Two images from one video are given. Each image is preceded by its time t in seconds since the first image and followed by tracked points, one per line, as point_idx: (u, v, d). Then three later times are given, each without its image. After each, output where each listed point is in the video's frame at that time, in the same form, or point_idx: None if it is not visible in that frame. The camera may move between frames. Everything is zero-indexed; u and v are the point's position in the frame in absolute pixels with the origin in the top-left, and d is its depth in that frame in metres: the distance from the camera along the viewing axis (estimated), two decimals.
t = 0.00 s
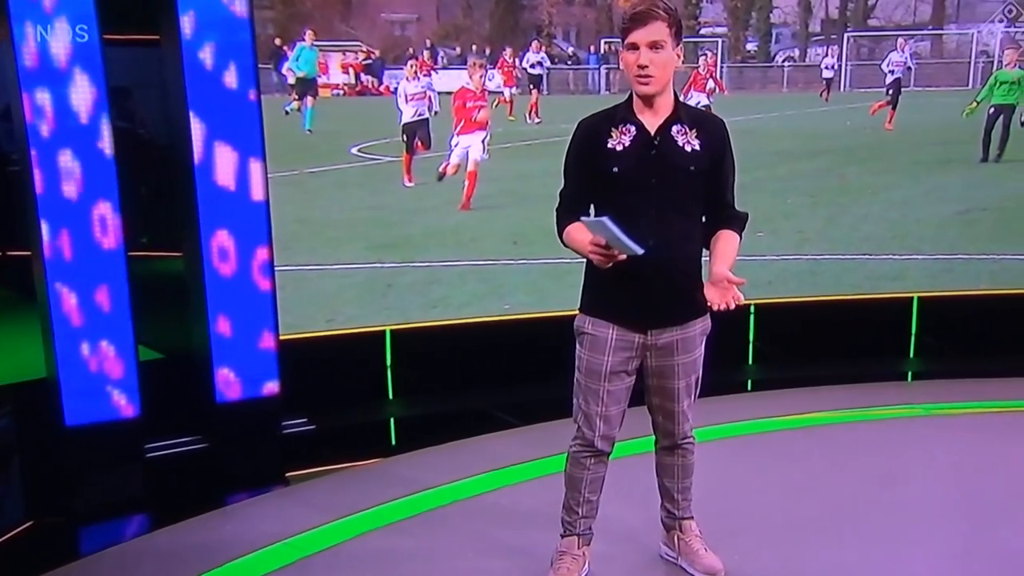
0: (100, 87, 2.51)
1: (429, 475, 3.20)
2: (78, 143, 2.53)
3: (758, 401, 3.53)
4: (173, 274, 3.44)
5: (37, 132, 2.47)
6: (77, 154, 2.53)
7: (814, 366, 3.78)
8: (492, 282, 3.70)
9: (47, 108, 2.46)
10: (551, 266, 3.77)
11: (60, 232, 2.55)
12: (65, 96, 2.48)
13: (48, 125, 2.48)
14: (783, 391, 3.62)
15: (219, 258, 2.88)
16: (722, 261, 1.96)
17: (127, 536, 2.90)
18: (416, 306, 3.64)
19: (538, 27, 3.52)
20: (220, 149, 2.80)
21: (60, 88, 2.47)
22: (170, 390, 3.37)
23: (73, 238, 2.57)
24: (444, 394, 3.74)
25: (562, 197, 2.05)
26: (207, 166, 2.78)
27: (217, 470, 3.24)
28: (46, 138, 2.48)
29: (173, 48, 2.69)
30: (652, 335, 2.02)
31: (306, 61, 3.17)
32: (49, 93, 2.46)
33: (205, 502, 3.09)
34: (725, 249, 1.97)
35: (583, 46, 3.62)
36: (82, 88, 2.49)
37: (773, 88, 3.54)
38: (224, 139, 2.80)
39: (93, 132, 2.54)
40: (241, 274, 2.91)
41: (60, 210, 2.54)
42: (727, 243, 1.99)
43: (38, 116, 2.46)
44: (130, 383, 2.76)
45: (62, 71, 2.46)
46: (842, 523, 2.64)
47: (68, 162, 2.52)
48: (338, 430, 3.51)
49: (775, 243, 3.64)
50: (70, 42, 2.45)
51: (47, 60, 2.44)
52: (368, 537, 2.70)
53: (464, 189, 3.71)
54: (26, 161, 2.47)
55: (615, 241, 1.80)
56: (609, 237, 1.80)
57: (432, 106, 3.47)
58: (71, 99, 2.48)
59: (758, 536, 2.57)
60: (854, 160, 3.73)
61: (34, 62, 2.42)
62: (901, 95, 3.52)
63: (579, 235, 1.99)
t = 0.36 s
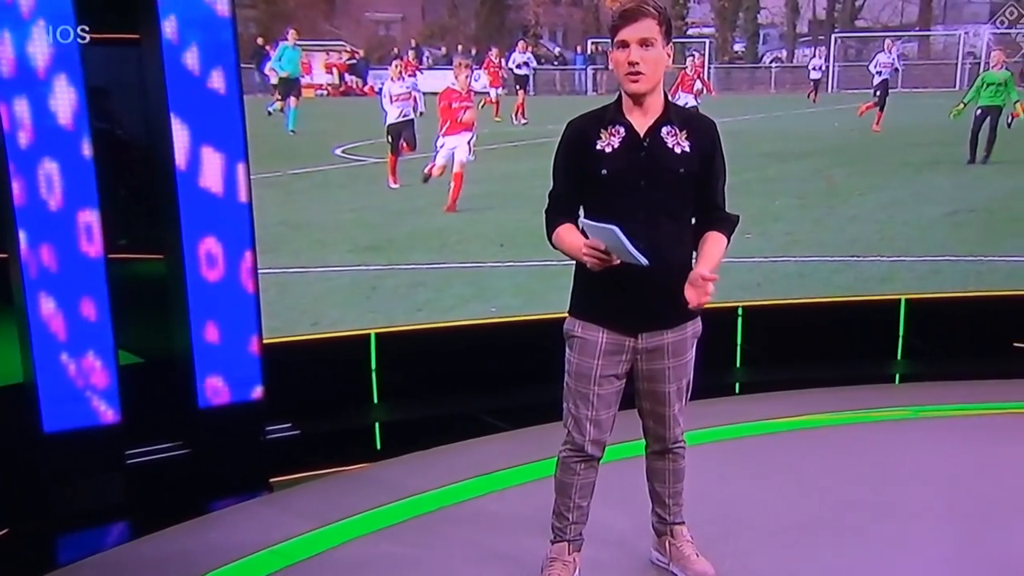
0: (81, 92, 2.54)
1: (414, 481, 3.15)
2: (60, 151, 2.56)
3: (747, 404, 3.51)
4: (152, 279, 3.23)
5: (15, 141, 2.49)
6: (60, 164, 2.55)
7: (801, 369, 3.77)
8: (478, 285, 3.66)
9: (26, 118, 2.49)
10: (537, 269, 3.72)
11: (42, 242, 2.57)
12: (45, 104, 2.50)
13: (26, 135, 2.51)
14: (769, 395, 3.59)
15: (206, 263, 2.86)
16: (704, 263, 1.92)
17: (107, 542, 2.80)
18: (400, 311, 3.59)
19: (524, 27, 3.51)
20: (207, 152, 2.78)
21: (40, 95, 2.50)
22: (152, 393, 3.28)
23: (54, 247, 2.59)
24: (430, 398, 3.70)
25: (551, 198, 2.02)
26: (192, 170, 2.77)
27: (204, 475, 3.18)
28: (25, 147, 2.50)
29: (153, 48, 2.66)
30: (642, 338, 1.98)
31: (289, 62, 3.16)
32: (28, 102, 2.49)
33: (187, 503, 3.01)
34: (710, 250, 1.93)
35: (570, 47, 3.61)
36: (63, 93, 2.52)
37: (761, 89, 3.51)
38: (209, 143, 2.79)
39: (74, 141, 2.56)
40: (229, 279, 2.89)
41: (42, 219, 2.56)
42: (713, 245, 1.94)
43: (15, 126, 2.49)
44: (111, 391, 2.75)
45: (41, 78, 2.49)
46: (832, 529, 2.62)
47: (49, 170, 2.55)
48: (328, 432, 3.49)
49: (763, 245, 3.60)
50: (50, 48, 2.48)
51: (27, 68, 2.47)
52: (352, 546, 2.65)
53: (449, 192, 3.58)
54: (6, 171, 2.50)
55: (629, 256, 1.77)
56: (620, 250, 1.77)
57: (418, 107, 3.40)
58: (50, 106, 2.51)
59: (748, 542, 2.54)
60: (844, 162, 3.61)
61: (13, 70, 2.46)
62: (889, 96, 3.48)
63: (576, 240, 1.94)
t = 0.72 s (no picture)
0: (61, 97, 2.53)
1: (400, 487, 3.11)
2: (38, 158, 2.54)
3: (735, 408, 3.50)
4: (125, 281, 2.97)
5: None
6: (39, 170, 2.54)
7: (788, 371, 3.78)
8: (464, 287, 3.61)
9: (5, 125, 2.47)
10: (522, 271, 3.67)
11: (23, 251, 2.55)
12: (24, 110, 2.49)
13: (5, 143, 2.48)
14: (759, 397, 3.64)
15: (193, 269, 2.87)
16: (691, 263, 1.91)
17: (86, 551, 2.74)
18: (385, 312, 3.53)
19: (509, 26, 3.47)
20: (192, 155, 2.79)
21: (19, 102, 2.49)
22: (130, 401, 3.12)
23: (36, 256, 2.57)
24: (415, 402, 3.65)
25: (540, 198, 2.00)
26: (178, 174, 2.79)
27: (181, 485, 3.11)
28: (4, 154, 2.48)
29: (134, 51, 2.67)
30: (634, 341, 1.98)
31: (270, 60, 3.08)
32: (8, 109, 2.47)
33: (169, 514, 2.95)
34: (699, 253, 1.93)
35: (555, 46, 3.55)
36: (42, 99, 2.51)
37: (748, 88, 3.49)
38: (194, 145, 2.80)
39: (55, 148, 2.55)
40: (216, 283, 2.90)
41: (23, 228, 2.54)
42: (703, 244, 1.93)
43: None
44: (93, 400, 2.72)
45: (19, 84, 2.48)
46: (822, 531, 2.60)
47: (30, 178, 2.53)
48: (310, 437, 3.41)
49: (750, 246, 3.57)
50: (27, 53, 2.47)
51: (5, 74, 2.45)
52: (338, 552, 2.61)
53: (433, 192, 3.52)
54: None
55: (666, 300, 1.81)
56: (661, 291, 1.79)
57: (402, 107, 3.37)
58: (31, 112, 2.50)
59: (739, 546, 2.51)
60: (832, 162, 3.56)
61: None
62: (876, 96, 3.47)
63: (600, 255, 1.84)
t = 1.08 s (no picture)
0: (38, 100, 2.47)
1: (385, 491, 3.06)
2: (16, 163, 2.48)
3: (721, 409, 3.48)
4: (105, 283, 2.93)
5: None
6: (18, 176, 2.48)
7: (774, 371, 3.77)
8: (448, 287, 3.56)
9: None
10: (507, 271, 3.61)
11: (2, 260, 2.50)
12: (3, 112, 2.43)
13: None
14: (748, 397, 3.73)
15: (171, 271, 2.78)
16: (677, 270, 1.91)
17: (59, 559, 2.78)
18: (368, 314, 3.45)
19: (493, 23, 3.42)
20: (175, 156, 2.73)
21: None
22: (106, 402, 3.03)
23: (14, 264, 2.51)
24: (398, 405, 3.60)
25: (528, 200, 1.96)
26: (160, 176, 2.71)
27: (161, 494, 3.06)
28: None
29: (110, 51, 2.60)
30: (623, 343, 1.98)
31: (250, 57, 3.02)
32: None
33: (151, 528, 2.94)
34: (686, 259, 1.92)
35: (540, 43, 3.52)
36: (20, 102, 2.45)
37: (735, 87, 3.45)
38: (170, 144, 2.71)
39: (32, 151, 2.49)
40: (202, 285, 2.84)
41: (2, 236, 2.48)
42: (691, 249, 1.92)
43: None
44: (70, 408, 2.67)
45: None
46: (814, 534, 2.56)
47: (9, 184, 2.47)
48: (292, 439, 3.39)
49: (737, 246, 3.54)
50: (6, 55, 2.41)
51: None
52: (322, 559, 2.55)
53: (417, 192, 3.44)
54: None
55: (646, 326, 1.83)
56: (643, 320, 1.81)
57: (385, 105, 3.33)
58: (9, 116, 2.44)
59: (731, 549, 2.47)
60: (819, 160, 3.53)
61: None
62: (863, 94, 3.44)
63: (604, 262, 1.82)
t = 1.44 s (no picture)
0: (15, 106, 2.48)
1: (369, 496, 3.01)
2: None
3: (708, 410, 3.46)
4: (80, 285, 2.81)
5: None
6: None
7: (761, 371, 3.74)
8: (431, 289, 3.51)
9: None
10: (491, 272, 3.58)
11: None
12: None
13: None
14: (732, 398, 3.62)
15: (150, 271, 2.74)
16: (666, 274, 1.88)
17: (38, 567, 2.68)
18: (351, 315, 3.41)
19: (476, 21, 3.39)
20: (160, 160, 2.69)
21: None
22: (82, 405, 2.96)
23: None
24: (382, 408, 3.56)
25: (515, 196, 1.95)
26: (144, 181, 2.67)
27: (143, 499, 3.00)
28: None
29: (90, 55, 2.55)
30: (611, 345, 1.97)
31: (229, 56, 2.97)
32: None
33: (134, 532, 2.85)
34: (674, 263, 1.90)
35: (523, 41, 3.49)
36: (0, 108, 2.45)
37: (719, 86, 3.44)
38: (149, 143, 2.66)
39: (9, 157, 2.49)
40: (189, 290, 2.80)
41: None
42: (680, 252, 1.91)
43: None
44: (48, 417, 2.68)
45: None
46: (803, 536, 2.54)
47: None
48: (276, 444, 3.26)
49: (723, 246, 3.52)
50: None
51: None
52: (305, 566, 2.50)
53: (400, 192, 3.40)
54: None
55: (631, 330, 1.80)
56: (629, 325, 1.78)
57: (367, 104, 3.28)
58: None
59: (719, 553, 2.44)
60: (804, 160, 3.51)
61: None
62: (847, 93, 3.45)
63: (594, 265, 1.80)
